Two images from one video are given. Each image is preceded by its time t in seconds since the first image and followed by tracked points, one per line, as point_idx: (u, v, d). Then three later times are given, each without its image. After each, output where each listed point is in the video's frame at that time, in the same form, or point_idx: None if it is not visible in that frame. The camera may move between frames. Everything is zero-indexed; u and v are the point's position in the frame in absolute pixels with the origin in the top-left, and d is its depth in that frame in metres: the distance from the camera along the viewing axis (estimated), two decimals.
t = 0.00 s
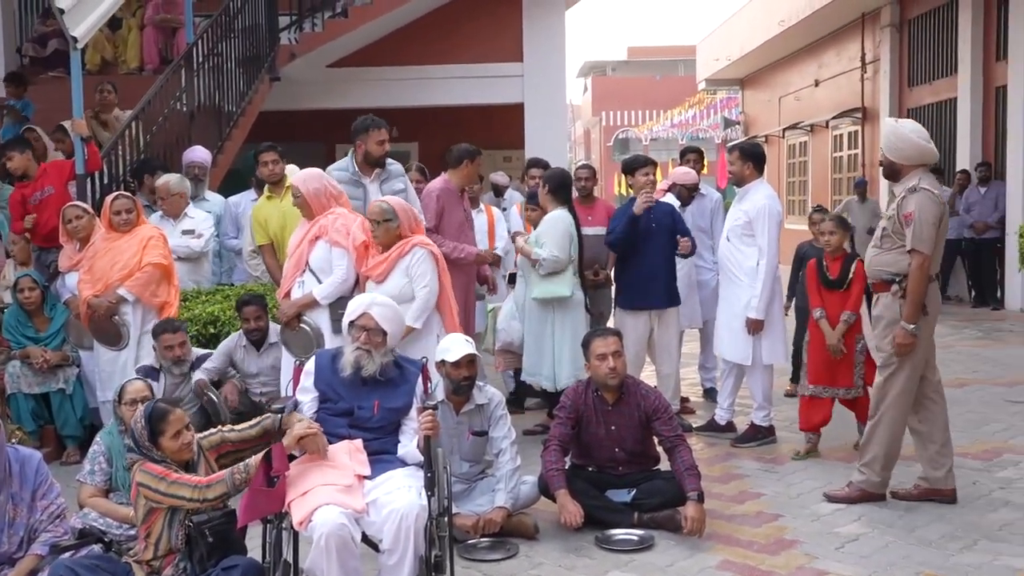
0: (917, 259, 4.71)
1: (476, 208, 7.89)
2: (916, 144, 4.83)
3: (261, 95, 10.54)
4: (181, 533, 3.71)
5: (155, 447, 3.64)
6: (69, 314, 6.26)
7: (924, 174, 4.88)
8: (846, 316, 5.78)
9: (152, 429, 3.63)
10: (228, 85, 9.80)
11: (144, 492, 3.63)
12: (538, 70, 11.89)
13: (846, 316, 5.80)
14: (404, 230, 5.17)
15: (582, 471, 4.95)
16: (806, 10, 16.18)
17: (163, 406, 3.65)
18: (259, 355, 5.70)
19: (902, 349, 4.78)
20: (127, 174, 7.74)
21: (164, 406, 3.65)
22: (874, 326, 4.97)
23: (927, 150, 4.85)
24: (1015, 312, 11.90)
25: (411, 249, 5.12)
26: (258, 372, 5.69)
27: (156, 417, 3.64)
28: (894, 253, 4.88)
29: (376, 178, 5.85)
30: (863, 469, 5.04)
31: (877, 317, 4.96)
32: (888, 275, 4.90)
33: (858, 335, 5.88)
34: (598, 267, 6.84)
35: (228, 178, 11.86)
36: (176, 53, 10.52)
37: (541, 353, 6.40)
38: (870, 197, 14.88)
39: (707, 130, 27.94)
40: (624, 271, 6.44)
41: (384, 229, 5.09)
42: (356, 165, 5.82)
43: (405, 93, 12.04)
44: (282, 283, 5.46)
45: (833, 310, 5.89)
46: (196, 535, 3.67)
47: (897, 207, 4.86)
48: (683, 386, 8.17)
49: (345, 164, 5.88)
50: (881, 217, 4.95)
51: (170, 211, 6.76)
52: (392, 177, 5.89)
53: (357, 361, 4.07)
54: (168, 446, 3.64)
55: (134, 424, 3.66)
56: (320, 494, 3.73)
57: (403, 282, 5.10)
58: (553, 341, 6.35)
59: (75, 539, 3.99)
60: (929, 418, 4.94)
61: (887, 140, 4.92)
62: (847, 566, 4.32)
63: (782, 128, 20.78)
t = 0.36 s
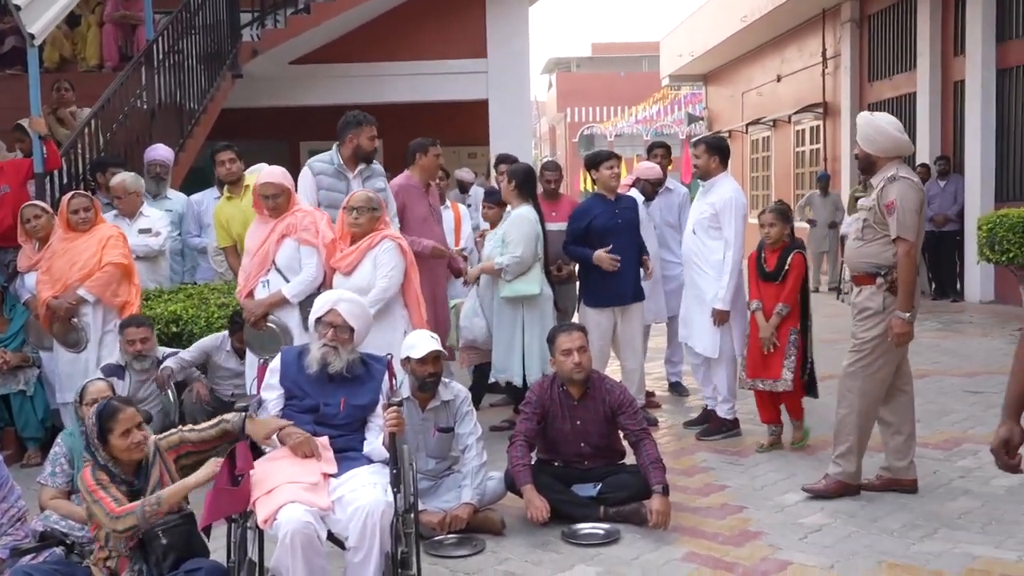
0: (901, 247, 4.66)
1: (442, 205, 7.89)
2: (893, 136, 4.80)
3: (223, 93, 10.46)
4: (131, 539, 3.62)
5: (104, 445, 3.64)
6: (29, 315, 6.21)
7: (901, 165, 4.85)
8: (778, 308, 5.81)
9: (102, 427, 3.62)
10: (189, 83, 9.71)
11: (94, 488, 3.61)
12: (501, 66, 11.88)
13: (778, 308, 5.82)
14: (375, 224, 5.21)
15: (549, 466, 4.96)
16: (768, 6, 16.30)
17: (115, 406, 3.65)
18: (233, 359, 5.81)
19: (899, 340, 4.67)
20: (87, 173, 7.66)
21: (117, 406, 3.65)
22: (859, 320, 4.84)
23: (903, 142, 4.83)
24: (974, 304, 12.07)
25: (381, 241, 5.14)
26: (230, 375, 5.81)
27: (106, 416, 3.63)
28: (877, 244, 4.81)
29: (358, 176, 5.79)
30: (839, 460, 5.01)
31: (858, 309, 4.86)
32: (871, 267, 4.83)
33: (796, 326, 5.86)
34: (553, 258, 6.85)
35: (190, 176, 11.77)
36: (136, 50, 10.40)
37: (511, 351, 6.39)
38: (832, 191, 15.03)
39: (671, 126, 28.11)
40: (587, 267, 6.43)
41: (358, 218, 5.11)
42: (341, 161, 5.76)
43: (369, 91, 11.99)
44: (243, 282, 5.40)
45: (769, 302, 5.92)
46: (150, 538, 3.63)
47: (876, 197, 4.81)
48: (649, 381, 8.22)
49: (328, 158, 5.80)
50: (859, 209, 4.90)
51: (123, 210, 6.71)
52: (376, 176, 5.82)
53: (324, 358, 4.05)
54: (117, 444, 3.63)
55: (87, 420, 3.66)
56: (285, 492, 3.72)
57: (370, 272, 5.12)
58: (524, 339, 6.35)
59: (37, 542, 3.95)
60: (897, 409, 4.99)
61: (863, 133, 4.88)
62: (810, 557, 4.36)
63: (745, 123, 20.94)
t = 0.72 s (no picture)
0: (893, 257, 4.54)
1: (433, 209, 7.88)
2: (892, 146, 4.67)
3: (216, 95, 10.44)
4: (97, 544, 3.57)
5: (77, 444, 3.62)
6: (18, 316, 6.19)
7: (900, 176, 4.73)
8: (743, 319, 5.62)
9: (77, 424, 3.62)
10: (181, 85, 9.70)
11: (56, 491, 3.68)
12: (494, 71, 11.88)
13: (743, 319, 5.63)
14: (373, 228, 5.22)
15: (538, 471, 4.96)
16: (760, 13, 16.37)
17: (93, 403, 3.64)
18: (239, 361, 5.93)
19: (878, 350, 4.59)
20: (78, 174, 7.64)
21: (95, 405, 3.63)
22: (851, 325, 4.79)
23: (901, 152, 4.70)
24: (963, 312, 12.10)
25: (380, 243, 5.15)
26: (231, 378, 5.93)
27: (82, 414, 3.63)
28: (872, 253, 4.69)
29: (349, 179, 5.82)
30: (878, 478, 4.76)
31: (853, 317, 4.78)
32: (864, 276, 4.72)
33: (762, 337, 5.66)
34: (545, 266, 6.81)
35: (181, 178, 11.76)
36: (129, 51, 10.39)
37: (507, 356, 6.39)
38: (823, 199, 15.07)
39: (663, 132, 28.20)
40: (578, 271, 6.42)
41: (357, 220, 5.12)
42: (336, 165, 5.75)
43: (362, 95, 11.99)
44: (241, 286, 5.29)
45: (737, 312, 5.74)
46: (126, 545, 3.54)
47: (872, 206, 4.69)
48: (639, 386, 8.23)
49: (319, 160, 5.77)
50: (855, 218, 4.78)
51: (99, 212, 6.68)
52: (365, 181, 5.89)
53: (314, 362, 4.04)
54: (88, 443, 3.60)
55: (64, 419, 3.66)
56: (272, 496, 3.71)
57: (370, 274, 5.13)
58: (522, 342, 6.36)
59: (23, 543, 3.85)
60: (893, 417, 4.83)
61: (860, 141, 4.77)
62: (798, 564, 4.37)
63: (737, 130, 21.01)
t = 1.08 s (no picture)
0: (871, 258, 4.54)
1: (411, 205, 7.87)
2: (871, 143, 4.63)
3: (193, 90, 10.38)
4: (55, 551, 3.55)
5: (47, 437, 3.59)
6: None
7: (877, 173, 4.69)
8: (703, 318, 5.62)
9: (49, 415, 3.59)
10: (158, 80, 9.65)
11: (22, 495, 3.66)
12: (473, 67, 11.85)
13: (704, 318, 5.64)
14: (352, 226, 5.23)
15: (513, 468, 4.97)
16: (740, 12, 16.43)
17: (67, 396, 3.62)
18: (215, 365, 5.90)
19: (857, 350, 4.58)
20: (52, 169, 7.59)
21: (69, 398, 3.62)
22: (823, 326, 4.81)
23: (879, 149, 4.65)
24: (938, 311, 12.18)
25: (363, 240, 5.17)
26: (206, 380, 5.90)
27: (54, 406, 3.60)
28: (848, 252, 4.69)
29: (315, 173, 5.85)
30: (860, 482, 4.80)
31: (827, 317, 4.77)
32: (839, 275, 4.72)
33: (726, 336, 5.66)
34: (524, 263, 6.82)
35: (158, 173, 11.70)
36: (105, 45, 10.31)
37: (485, 352, 6.41)
38: (802, 197, 15.14)
39: (644, 130, 28.29)
40: (551, 267, 6.41)
41: (336, 215, 5.12)
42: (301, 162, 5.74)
43: (341, 91, 11.95)
44: (209, 287, 5.19)
45: (699, 310, 5.74)
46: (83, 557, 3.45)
47: (850, 204, 4.66)
48: (616, 383, 8.25)
49: (283, 159, 5.72)
50: (830, 216, 4.74)
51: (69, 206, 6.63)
52: (330, 173, 5.94)
53: (289, 358, 4.04)
54: (58, 435, 3.57)
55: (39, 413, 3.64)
56: (245, 492, 3.70)
57: (355, 271, 5.13)
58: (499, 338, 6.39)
59: None
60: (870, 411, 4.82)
61: (838, 137, 4.71)
62: (771, 560, 4.39)
63: (716, 128, 21.08)
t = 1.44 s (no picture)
0: (834, 268, 4.56)
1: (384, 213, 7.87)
2: (831, 152, 4.67)
3: (156, 98, 10.28)
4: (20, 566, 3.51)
5: (21, 452, 3.55)
6: None
7: (839, 182, 4.72)
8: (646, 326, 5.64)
9: (26, 430, 3.58)
10: (120, 88, 9.56)
11: None
12: (439, 75, 11.83)
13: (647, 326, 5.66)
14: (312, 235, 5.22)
15: (476, 477, 4.96)
16: (704, 20, 16.56)
17: (44, 412, 3.61)
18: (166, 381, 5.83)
19: (822, 361, 4.60)
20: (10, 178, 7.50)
21: (47, 413, 3.62)
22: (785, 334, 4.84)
23: (840, 157, 4.69)
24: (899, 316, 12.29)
25: (323, 249, 5.17)
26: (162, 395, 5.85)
27: (31, 422, 3.59)
28: (809, 260, 4.71)
29: (277, 182, 5.82)
30: (821, 488, 4.84)
31: (791, 325, 4.79)
32: (801, 282, 4.75)
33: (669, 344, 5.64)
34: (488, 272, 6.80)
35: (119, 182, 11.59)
36: (66, 53, 10.21)
37: (451, 360, 6.39)
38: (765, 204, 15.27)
39: (611, 137, 28.39)
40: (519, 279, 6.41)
41: (296, 224, 5.09)
42: (262, 170, 5.70)
43: (305, 99, 11.91)
44: (166, 298, 5.11)
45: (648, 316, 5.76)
46: None
47: (812, 214, 4.68)
48: (581, 391, 8.26)
49: (246, 167, 5.69)
50: (792, 224, 4.76)
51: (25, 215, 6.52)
52: (292, 182, 5.90)
53: (249, 370, 4.01)
54: (32, 450, 3.53)
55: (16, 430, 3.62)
56: (204, 504, 3.67)
57: (316, 280, 5.12)
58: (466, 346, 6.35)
59: None
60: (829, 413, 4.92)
61: (800, 146, 4.75)
62: (732, 566, 4.42)
63: (682, 136, 21.21)
